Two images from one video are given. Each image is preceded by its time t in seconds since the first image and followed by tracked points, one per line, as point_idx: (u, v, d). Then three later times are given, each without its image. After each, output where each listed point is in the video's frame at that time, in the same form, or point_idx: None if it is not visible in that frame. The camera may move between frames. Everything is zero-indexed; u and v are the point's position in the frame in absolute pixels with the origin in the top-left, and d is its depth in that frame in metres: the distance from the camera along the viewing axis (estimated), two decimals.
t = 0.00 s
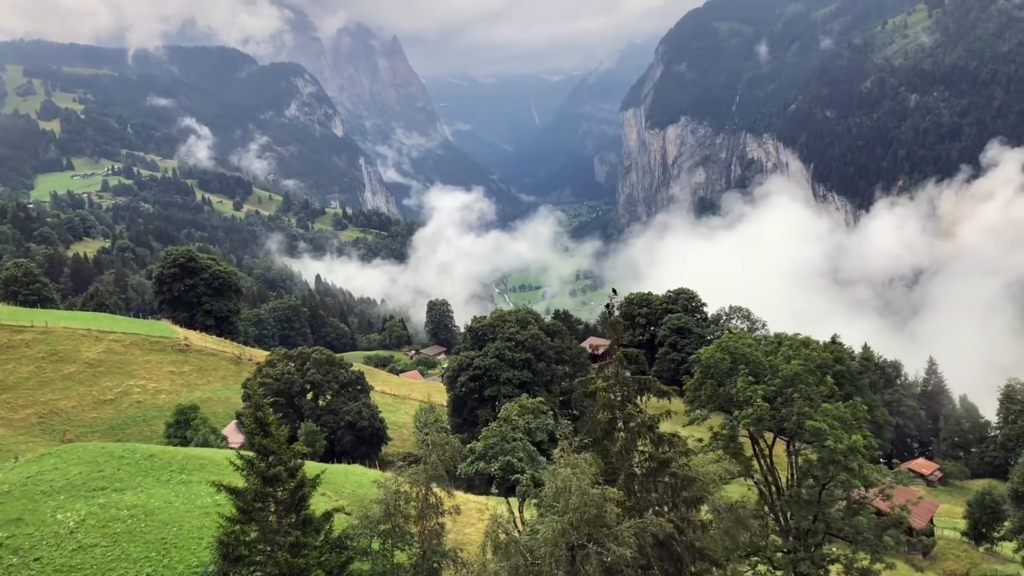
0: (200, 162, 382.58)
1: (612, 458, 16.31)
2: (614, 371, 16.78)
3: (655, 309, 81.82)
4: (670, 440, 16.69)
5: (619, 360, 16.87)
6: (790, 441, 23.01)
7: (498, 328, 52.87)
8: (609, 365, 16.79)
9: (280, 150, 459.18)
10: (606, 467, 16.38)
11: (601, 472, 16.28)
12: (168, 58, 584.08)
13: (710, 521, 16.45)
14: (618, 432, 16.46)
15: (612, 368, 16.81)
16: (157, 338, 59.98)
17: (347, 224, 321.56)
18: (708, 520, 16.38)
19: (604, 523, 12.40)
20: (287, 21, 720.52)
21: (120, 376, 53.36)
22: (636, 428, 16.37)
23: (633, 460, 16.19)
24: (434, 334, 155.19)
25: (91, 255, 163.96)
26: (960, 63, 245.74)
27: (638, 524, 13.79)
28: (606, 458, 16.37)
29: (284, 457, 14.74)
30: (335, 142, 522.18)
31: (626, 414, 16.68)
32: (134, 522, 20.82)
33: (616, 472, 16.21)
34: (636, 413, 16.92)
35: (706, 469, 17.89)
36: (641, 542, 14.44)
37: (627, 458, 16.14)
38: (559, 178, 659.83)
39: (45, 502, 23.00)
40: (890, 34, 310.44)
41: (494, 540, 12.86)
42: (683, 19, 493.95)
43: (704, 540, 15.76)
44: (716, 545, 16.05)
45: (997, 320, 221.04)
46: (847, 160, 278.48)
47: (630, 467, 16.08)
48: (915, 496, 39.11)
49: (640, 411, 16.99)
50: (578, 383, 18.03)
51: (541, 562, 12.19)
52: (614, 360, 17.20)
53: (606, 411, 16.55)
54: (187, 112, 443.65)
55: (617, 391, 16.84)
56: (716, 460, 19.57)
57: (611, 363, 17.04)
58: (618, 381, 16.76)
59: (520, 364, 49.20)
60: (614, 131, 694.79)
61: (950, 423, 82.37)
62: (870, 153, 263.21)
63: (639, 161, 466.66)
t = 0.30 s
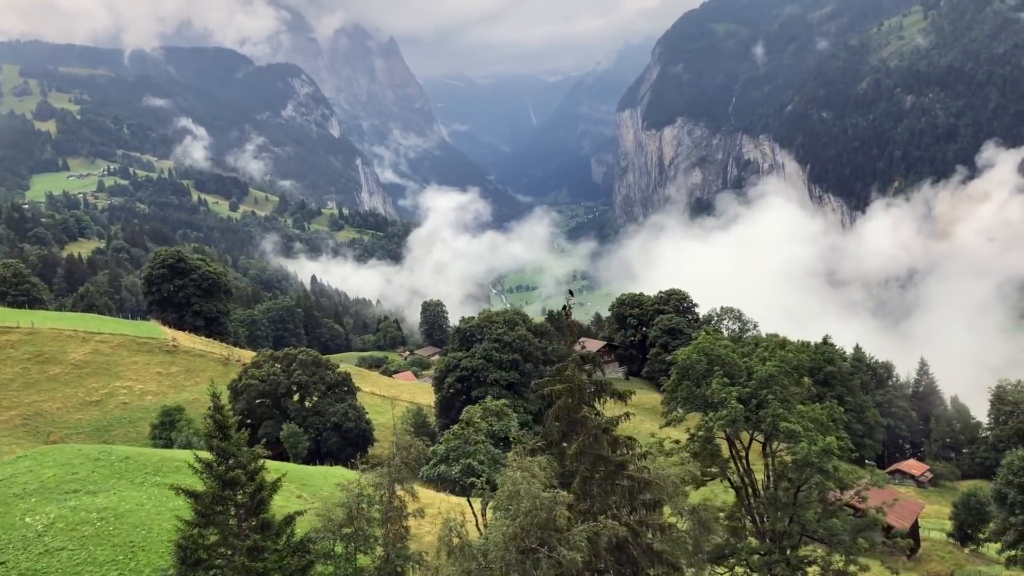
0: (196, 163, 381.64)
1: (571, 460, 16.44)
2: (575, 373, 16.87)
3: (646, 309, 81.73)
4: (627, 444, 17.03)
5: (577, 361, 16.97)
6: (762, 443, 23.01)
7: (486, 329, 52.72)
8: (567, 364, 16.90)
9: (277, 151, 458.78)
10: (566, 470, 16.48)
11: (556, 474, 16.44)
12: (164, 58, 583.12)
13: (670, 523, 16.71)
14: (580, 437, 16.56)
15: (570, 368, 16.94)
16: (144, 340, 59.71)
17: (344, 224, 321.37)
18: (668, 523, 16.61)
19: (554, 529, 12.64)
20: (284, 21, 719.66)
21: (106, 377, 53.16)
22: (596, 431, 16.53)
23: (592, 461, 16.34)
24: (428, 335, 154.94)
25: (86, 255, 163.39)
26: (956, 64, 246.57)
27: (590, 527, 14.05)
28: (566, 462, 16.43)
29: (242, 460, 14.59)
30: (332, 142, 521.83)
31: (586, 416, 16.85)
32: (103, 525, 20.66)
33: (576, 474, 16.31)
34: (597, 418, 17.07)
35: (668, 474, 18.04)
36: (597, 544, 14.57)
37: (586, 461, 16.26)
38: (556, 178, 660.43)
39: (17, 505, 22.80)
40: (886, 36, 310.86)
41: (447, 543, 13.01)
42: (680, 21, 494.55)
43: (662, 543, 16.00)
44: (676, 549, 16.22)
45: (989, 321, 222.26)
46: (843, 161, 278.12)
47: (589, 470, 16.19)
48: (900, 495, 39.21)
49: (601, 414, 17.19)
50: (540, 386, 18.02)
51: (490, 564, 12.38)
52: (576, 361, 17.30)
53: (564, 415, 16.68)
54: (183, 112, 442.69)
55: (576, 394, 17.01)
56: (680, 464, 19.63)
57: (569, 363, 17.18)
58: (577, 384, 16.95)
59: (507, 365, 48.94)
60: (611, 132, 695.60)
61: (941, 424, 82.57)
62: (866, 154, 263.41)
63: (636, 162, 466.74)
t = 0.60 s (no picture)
0: (192, 163, 380.83)
1: (532, 464, 16.46)
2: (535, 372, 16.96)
3: (638, 310, 81.66)
4: (588, 447, 17.16)
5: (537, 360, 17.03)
6: (736, 444, 23.02)
7: (474, 330, 52.64)
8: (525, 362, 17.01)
9: (274, 151, 458.34)
10: (524, 472, 16.53)
11: (512, 476, 16.52)
12: (161, 58, 581.57)
13: (628, 526, 16.86)
14: (541, 440, 16.66)
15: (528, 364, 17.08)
16: (132, 340, 59.47)
17: (340, 225, 321.18)
18: (625, 529, 16.73)
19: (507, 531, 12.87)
20: (281, 21, 719.30)
21: (93, 377, 52.93)
22: (556, 434, 16.68)
23: (551, 463, 16.47)
24: (422, 336, 154.66)
25: (80, 255, 162.97)
26: (952, 65, 246.91)
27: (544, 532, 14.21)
28: (526, 465, 16.48)
29: (199, 462, 14.40)
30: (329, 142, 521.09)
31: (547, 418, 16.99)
32: (69, 528, 20.46)
33: (537, 476, 16.35)
34: (557, 420, 17.29)
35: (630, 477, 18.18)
36: (552, 546, 14.79)
37: (544, 463, 16.37)
38: (554, 179, 660.30)
39: None
40: (882, 37, 311.37)
41: (402, 547, 13.03)
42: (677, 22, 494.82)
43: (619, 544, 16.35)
44: (637, 550, 16.45)
45: (981, 323, 223.41)
46: (839, 162, 276.54)
47: (548, 472, 16.32)
48: (883, 496, 39.31)
49: (560, 417, 17.48)
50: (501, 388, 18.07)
51: (440, 566, 12.57)
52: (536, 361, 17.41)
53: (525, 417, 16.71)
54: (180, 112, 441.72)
55: (537, 395, 17.31)
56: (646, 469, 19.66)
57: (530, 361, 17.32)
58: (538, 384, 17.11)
59: (494, 366, 48.89)
60: (608, 133, 695.71)
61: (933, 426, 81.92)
62: (862, 155, 263.66)
63: (633, 162, 466.87)
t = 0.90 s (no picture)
0: (189, 162, 380.14)
1: (489, 463, 16.66)
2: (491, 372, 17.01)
3: (629, 310, 81.75)
4: (546, 454, 17.30)
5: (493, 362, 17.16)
6: (709, 445, 23.12)
7: (461, 330, 52.60)
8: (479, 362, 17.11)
9: (271, 150, 457.56)
10: (484, 473, 16.70)
11: (466, 479, 16.63)
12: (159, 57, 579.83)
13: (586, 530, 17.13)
14: (500, 444, 16.77)
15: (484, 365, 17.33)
16: (120, 339, 59.29)
17: (337, 224, 321.02)
18: (580, 531, 17.13)
19: (455, 532, 13.37)
20: (279, 21, 718.32)
21: (80, 377, 52.71)
22: (513, 438, 16.81)
23: (512, 464, 16.66)
24: (416, 336, 154.46)
25: (76, 254, 162.62)
26: (949, 66, 247.49)
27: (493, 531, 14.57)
28: (483, 467, 16.56)
29: (157, 462, 14.38)
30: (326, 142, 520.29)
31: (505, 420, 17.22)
32: (37, 529, 20.31)
33: (497, 479, 16.50)
34: (514, 421, 17.52)
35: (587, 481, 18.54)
36: (502, 551, 14.99)
37: (504, 463, 16.57)
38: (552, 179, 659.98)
39: None
40: (880, 38, 311.60)
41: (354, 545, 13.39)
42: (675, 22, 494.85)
43: (574, 548, 16.51)
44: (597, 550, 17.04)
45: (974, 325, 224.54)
46: (836, 163, 275.48)
47: (506, 473, 16.53)
48: (866, 497, 39.37)
49: (520, 420, 17.79)
50: (465, 388, 18.16)
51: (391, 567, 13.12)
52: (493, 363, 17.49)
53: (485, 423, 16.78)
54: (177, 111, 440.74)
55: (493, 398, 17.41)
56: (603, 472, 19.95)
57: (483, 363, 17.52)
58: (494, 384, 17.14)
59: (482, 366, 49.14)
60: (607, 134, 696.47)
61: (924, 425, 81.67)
62: (859, 156, 263.82)
63: (631, 163, 466.80)
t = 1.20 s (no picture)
0: (187, 161, 379.63)
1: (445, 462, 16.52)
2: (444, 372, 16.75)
3: (622, 310, 82.05)
4: (509, 454, 17.34)
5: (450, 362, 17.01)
6: (683, 445, 23.12)
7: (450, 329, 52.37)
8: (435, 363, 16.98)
9: (269, 149, 456.83)
10: (444, 473, 16.64)
11: (423, 480, 16.54)
12: (157, 56, 579.06)
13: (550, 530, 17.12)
14: (460, 443, 16.64)
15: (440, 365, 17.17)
16: (109, 338, 59.20)
17: (335, 224, 320.98)
18: (544, 532, 17.12)
19: (407, 535, 13.52)
20: (278, 20, 716.99)
21: (68, 375, 52.54)
22: (472, 439, 16.55)
23: (473, 462, 16.54)
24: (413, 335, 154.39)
25: (73, 254, 162.23)
26: (947, 67, 247.77)
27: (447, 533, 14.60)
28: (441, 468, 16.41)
29: (116, 463, 14.82)
30: (324, 141, 519.76)
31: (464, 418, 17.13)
32: (7, 528, 20.26)
33: (457, 478, 16.47)
34: (473, 420, 17.44)
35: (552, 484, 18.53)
36: (458, 551, 15.01)
37: (465, 461, 16.60)
38: (550, 179, 659.87)
39: None
40: (878, 38, 311.26)
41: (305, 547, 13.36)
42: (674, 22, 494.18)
43: (533, 547, 16.56)
44: (554, 554, 17.01)
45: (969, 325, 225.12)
46: (835, 163, 274.70)
47: (464, 472, 16.43)
48: (852, 496, 39.27)
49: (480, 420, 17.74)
50: (429, 387, 18.00)
51: (339, 567, 13.25)
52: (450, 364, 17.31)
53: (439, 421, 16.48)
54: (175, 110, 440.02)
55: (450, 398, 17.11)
56: (568, 473, 19.91)
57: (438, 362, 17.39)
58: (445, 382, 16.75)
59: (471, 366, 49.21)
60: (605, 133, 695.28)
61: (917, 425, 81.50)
62: (857, 156, 263.38)
63: (630, 163, 466.11)
